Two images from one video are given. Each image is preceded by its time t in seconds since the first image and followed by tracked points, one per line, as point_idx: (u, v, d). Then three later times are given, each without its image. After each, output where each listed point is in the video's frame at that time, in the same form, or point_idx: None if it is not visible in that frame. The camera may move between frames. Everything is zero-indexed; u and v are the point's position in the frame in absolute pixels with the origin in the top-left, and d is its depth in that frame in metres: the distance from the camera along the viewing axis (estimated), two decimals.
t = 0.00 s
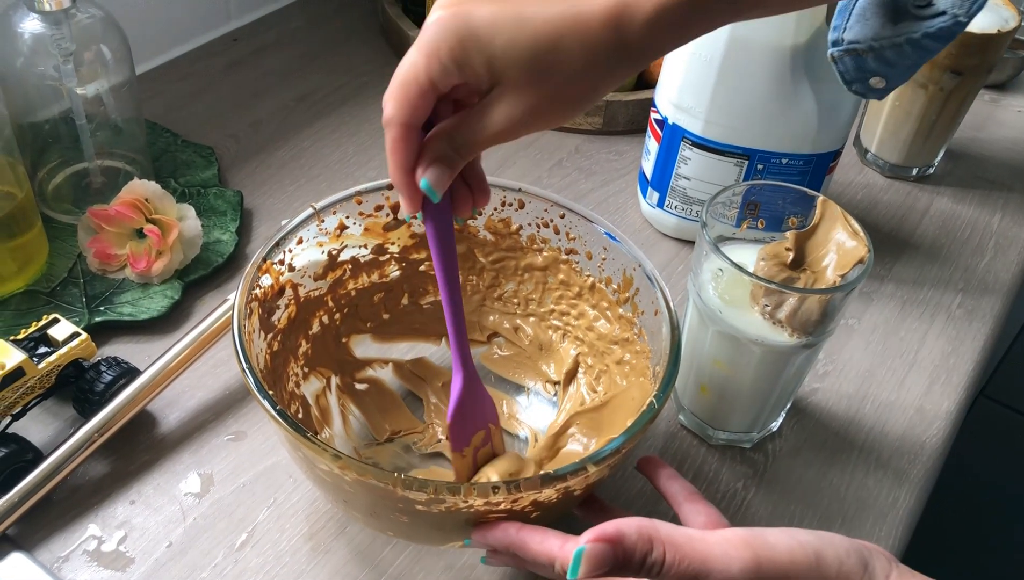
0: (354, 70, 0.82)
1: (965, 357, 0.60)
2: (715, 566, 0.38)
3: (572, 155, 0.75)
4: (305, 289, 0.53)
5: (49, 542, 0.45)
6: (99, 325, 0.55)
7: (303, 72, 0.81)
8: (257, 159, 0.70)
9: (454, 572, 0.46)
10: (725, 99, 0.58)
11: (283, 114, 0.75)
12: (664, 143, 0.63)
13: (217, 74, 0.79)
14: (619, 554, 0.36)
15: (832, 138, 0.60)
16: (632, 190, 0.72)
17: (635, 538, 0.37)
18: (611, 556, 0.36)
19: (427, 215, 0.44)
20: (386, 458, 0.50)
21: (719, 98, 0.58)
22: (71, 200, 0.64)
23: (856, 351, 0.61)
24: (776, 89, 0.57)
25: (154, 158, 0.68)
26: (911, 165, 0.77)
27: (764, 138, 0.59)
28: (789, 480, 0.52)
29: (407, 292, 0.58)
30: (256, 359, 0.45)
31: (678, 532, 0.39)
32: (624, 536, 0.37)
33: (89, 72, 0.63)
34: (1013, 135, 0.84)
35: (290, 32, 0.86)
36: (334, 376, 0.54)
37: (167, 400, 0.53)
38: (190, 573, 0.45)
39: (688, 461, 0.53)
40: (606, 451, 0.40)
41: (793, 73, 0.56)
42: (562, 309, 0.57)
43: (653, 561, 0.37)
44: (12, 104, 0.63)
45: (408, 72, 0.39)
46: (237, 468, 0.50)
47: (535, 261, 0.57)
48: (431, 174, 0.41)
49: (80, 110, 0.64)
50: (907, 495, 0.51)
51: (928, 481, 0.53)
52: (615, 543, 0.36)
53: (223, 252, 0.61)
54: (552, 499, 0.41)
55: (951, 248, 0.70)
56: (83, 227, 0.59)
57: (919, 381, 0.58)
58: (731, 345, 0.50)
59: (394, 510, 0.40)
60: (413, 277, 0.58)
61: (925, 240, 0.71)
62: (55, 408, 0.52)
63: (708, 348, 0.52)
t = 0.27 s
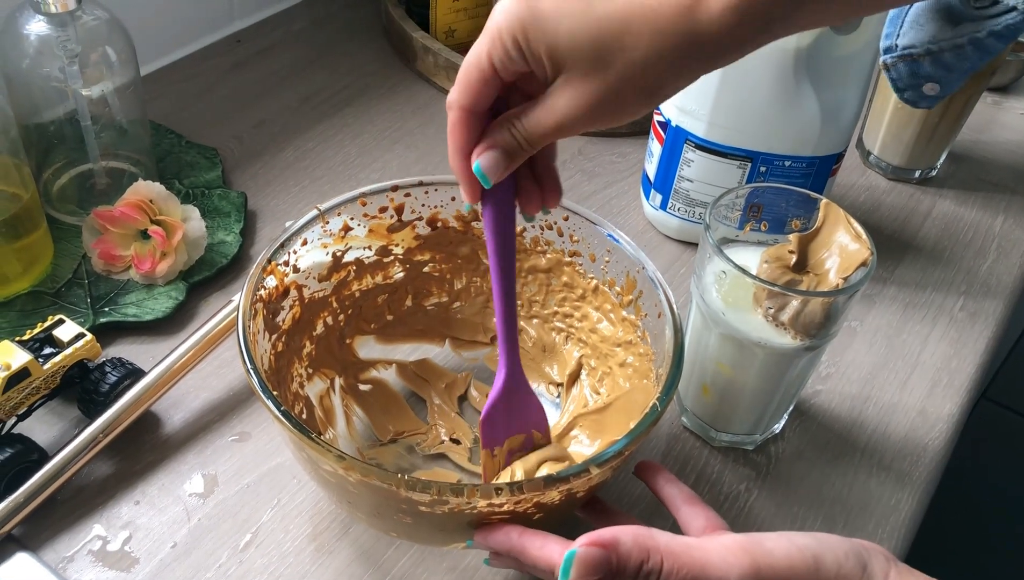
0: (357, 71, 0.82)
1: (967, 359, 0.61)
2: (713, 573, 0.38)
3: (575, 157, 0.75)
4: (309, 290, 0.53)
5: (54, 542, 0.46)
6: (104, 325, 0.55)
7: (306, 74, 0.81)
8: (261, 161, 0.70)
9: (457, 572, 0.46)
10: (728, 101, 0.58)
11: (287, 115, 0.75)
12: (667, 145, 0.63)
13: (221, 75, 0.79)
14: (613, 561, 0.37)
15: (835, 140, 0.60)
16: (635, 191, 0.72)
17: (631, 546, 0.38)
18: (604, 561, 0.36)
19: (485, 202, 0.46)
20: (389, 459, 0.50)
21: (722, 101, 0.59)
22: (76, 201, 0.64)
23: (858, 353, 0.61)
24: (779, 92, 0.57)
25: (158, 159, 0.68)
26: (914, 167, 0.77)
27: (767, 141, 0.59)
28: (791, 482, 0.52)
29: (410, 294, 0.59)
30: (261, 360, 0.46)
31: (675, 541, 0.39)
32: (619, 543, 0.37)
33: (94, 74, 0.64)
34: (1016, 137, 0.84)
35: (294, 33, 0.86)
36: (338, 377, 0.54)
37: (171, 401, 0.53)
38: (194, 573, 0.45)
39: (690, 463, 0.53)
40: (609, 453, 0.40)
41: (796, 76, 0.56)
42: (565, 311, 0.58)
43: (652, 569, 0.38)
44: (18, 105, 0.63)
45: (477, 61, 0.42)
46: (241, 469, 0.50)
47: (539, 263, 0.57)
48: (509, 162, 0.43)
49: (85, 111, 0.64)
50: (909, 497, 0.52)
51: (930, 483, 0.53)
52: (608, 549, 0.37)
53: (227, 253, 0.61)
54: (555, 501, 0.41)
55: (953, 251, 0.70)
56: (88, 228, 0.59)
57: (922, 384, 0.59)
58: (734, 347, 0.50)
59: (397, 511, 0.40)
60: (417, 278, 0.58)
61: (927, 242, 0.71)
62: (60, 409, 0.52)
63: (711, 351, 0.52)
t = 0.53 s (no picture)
0: (361, 73, 0.82)
1: (970, 361, 0.61)
2: None
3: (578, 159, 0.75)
4: (314, 291, 0.53)
5: (60, 543, 0.46)
6: (109, 327, 0.55)
7: (310, 75, 0.81)
8: (265, 162, 0.70)
9: (462, 574, 0.46)
10: (732, 103, 0.58)
11: (291, 116, 0.75)
12: (671, 147, 0.63)
13: (225, 76, 0.79)
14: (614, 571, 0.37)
15: (839, 142, 0.60)
16: (638, 193, 0.72)
17: (634, 557, 0.37)
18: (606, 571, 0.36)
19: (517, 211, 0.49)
20: (393, 461, 0.50)
21: (726, 103, 0.59)
22: (80, 202, 0.64)
23: (862, 355, 0.61)
24: (783, 94, 0.57)
25: (163, 161, 0.68)
26: (917, 169, 0.77)
27: (771, 143, 0.59)
28: (795, 483, 0.52)
29: (415, 295, 0.59)
30: (266, 361, 0.46)
31: (679, 553, 0.39)
32: (622, 554, 0.37)
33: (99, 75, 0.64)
34: (1018, 139, 0.85)
35: (298, 34, 0.86)
36: (342, 378, 0.54)
37: (176, 402, 0.54)
38: (200, 575, 0.45)
39: (694, 465, 0.53)
40: (613, 456, 0.40)
41: (801, 78, 0.56)
42: (570, 313, 0.58)
43: None
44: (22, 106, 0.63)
45: (496, 85, 0.50)
46: (246, 470, 0.50)
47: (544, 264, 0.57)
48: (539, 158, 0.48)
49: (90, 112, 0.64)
50: (913, 499, 0.52)
51: (934, 485, 0.53)
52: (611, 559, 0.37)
53: (231, 254, 0.61)
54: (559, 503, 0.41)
55: (956, 252, 0.70)
56: (92, 230, 0.59)
57: (925, 385, 0.59)
58: (738, 349, 0.50)
59: (402, 512, 0.40)
60: (421, 280, 0.58)
61: (930, 244, 0.71)
62: (65, 410, 0.52)
63: (715, 352, 0.52)
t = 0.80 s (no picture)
0: (361, 74, 0.82)
1: (972, 361, 0.61)
2: None
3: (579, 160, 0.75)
4: (315, 293, 0.53)
5: (60, 546, 0.46)
6: (109, 329, 0.55)
7: (310, 76, 0.81)
8: (265, 164, 0.70)
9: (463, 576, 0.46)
10: (733, 104, 0.58)
11: (291, 118, 0.75)
12: (671, 148, 0.63)
13: (225, 78, 0.79)
14: None
15: (839, 143, 0.60)
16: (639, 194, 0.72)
17: None
18: None
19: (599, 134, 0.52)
20: (394, 462, 0.50)
21: (726, 103, 0.59)
22: (80, 204, 0.64)
23: (863, 355, 0.61)
24: (784, 95, 0.57)
25: (163, 163, 0.68)
26: (918, 169, 0.77)
27: (772, 143, 0.59)
28: (796, 484, 0.52)
29: (415, 297, 0.59)
30: (266, 363, 0.46)
31: None
32: None
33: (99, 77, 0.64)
34: (1019, 139, 0.84)
35: (298, 35, 0.86)
36: (343, 380, 0.54)
37: (176, 405, 0.53)
38: (201, 577, 0.45)
39: (696, 466, 0.53)
40: (615, 458, 0.40)
41: (801, 78, 0.56)
42: (570, 314, 0.58)
43: None
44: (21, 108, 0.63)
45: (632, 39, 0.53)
46: (246, 473, 0.50)
47: (544, 266, 0.57)
48: (692, 24, 0.52)
49: (89, 114, 0.64)
50: (915, 500, 0.51)
51: (936, 486, 0.53)
52: None
53: (232, 256, 0.61)
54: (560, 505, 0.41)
55: (957, 252, 0.70)
56: (93, 232, 0.59)
57: (927, 386, 0.59)
58: (740, 350, 0.50)
59: (403, 514, 0.40)
60: (422, 281, 0.58)
61: (931, 244, 0.71)
62: (66, 413, 0.52)
63: (716, 353, 0.52)
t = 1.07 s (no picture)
0: (354, 77, 0.82)
1: (967, 361, 0.61)
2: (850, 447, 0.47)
3: (573, 162, 0.75)
4: (309, 297, 0.53)
5: (55, 552, 0.45)
6: (104, 335, 0.55)
7: (303, 80, 0.81)
8: (259, 168, 0.70)
9: None
10: (726, 105, 0.58)
11: (285, 122, 0.75)
12: (665, 149, 0.63)
13: (219, 82, 0.79)
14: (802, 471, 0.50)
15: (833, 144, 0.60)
16: (632, 196, 0.72)
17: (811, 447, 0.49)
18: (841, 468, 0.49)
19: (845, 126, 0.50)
20: (390, 466, 0.50)
21: (719, 104, 0.59)
22: (74, 210, 0.64)
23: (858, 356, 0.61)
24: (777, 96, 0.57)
25: (156, 168, 0.68)
26: (911, 169, 0.77)
27: (765, 144, 0.59)
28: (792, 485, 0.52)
29: (410, 300, 0.59)
30: (261, 368, 0.45)
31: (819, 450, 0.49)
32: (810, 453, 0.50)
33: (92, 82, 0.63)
34: (1013, 139, 0.85)
35: (291, 39, 0.86)
36: (338, 385, 0.54)
37: (171, 410, 0.53)
38: None
39: (691, 468, 0.53)
40: (610, 460, 0.40)
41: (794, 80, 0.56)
42: (565, 316, 0.58)
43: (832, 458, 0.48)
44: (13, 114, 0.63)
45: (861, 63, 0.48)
46: (241, 478, 0.50)
47: (539, 268, 0.57)
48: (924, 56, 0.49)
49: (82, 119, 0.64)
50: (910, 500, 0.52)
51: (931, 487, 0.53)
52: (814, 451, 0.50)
53: (226, 261, 0.61)
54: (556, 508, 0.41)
55: (951, 252, 0.70)
56: (87, 237, 0.59)
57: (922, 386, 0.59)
58: (736, 351, 0.50)
59: (398, 519, 0.40)
60: (416, 285, 0.58)
61: (925, 244, 0.71)
62: (60, 419, 0.52)
63: (712, 355, 0.52)
